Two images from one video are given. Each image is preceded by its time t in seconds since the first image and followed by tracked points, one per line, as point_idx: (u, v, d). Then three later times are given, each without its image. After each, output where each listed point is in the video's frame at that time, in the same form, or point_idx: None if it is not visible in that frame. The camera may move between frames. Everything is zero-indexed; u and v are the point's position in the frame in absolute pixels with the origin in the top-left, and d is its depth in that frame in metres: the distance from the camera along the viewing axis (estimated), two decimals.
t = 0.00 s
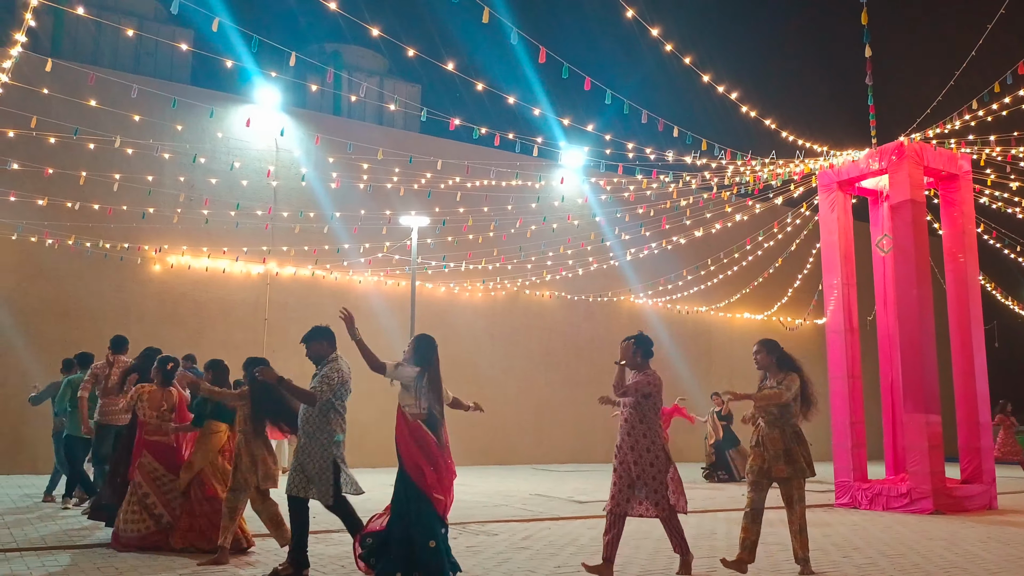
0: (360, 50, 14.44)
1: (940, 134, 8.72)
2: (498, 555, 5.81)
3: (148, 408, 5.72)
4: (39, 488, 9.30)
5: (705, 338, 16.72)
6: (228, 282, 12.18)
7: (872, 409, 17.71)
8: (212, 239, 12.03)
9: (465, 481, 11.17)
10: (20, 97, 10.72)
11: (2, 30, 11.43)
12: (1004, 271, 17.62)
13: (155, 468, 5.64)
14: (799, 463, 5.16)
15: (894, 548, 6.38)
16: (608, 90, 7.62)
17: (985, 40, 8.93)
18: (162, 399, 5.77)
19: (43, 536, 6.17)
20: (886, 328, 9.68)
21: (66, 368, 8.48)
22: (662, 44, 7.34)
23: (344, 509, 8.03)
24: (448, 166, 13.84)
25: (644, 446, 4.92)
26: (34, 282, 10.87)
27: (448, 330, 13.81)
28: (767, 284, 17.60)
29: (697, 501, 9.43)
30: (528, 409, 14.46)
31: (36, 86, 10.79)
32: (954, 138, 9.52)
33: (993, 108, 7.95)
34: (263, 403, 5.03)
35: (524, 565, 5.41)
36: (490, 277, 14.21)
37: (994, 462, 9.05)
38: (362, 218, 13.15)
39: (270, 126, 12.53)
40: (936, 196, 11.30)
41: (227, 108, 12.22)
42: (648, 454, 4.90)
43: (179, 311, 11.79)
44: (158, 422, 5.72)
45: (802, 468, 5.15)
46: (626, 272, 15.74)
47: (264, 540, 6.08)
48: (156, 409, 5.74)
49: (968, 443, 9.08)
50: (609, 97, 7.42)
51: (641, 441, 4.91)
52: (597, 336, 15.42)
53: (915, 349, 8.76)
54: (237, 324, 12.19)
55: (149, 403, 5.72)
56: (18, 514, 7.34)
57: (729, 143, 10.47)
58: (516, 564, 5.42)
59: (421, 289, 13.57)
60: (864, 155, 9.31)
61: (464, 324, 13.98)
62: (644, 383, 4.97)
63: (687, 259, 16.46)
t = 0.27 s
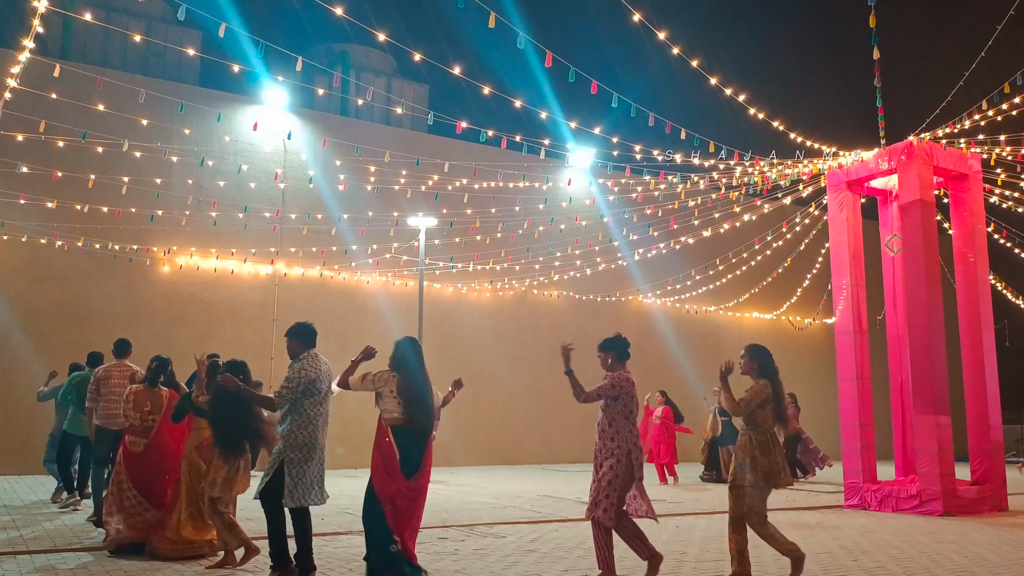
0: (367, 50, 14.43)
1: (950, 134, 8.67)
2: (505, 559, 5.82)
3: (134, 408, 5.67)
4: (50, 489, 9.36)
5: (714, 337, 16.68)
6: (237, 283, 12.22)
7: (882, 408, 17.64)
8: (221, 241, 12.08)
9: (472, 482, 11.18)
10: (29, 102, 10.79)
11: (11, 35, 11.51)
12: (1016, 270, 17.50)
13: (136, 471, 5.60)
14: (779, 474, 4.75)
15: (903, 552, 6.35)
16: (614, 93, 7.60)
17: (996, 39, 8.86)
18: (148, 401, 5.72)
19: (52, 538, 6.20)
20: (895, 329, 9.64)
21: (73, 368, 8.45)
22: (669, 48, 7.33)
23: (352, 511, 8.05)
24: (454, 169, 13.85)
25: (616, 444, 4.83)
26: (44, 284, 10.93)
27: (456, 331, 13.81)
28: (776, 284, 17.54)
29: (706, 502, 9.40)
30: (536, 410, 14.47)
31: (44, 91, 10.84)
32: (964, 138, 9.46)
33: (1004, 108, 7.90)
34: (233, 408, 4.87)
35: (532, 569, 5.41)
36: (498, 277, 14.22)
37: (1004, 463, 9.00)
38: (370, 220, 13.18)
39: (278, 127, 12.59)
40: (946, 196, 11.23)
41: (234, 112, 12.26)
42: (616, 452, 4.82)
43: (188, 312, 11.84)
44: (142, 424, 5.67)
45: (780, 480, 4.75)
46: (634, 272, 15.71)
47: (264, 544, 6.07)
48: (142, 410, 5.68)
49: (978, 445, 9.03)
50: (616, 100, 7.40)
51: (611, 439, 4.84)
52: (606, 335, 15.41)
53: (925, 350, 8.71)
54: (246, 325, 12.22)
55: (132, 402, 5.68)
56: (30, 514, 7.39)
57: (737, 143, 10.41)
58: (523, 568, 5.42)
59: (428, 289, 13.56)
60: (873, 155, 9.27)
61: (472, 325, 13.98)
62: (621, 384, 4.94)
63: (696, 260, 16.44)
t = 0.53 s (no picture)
0: (372, 48, 14.41)
1: (956, 131, 8.63)
2: (510, 560, 5.82)
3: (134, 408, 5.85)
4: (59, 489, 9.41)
5: (720, 335, 16.66)
6: (243, 283, 12.26)
7: (889, 405, 17.59)
8: (227, 242, 12.11)
9: (479, 482, 11.19)
10: (34, 106, 10.83)
11: (17, 39, 11.55)
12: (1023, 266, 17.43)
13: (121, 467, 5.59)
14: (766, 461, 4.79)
15: (910, 551, 6.33)
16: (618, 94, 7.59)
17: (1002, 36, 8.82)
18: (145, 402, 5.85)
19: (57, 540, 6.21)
20: (902, 327, 9.60)
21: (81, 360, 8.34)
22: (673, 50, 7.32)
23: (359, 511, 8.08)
24: (459, 170, 13.86)
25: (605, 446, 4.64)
26: (51, 285, 10.98)
27: (461, 330, 13.81)
28: (782, 281, 17.49)
29: (713, 502, 9.39)
30: (542, 409, 14.48)
31: (49, 95, 10.88)
32: (970, 135, 9.41)
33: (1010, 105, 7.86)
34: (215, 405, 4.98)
35: (538, 571, 5.41)
36: (504, 276, 14.22)
37: (1012, 461, 8.96)
38: (375, 220, 13.19)
39: (284, 126, 12.64)
40: (952, 193, 11.18)
41: (238, 115, 12.29)
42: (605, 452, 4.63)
43: (195, 313, 11.88)
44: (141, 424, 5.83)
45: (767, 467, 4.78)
46: (639, 270, 15.70)
47: (262, 545, 6.01)
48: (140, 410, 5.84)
49: (985, 442, 8.99)
50: (619, 101, 7.39)
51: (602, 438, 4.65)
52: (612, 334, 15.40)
53: (932, 348, 8.68)
54: (252, 325, 12.25)
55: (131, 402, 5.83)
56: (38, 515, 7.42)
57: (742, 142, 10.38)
58: (528, 569, 5.43)
59: (434, 289, 13.57)
60: (879, 153, 9.23)
61: (477, 324, 13.99)
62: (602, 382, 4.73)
63: (701, 258, 16.41)
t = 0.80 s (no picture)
0: (378, 48, 14.43)
1: (964, 128, 8.58)
2: (518, 561, 5.82)
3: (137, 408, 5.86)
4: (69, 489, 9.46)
5: (728, 333, 16.63)
6: (251, 283, 12.29)
7: (898, 402, 17.53)
8: (234, 242, 12.16)
9: (486, 481, 11.21)
10: (42, 110, 10.88)
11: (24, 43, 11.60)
12: None
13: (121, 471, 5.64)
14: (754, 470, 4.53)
15: (919, 552, 6.31)
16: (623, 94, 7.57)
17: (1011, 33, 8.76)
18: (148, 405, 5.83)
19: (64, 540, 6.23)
20: (911, 325, 9.56)
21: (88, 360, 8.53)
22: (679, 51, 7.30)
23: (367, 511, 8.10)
24: (465, 171, 13.87)
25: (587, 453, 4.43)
26: (59, 286, 11.04)
27: (468, 329, 13.82)
28: (790, 279, 17.44)
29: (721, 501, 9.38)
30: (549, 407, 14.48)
31: (55, 99, 10.94)
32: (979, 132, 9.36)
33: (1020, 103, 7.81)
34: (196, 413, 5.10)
35: (545, 572, 5.42)
36: (511, 275, 14.23)
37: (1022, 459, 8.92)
38: (382, 221, 13.22)
39: (292, 126, 12.67)
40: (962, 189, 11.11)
41: (245, 117, 12.32)
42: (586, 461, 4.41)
43: (203, 313, 11.92)
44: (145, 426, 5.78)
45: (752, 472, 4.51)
46: (646, 269, 15.68)
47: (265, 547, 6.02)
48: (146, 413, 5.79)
49: (995, 441, 8.95)
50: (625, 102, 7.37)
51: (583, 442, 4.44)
52: (619, 332, 15.39)
53: (941, 347, 8.64)
54: (260, 325, 12.30)
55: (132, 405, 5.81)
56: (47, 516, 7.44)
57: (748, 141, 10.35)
58: (535, 571, 5.42)
59: (440, 288, 13.58)
60: (886, 151, 9.19)
61: (485, 323, 14.00)
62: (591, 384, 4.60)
63: (709, 256, 16.38)
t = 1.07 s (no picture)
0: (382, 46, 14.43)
1: (970, 126, 8.55)
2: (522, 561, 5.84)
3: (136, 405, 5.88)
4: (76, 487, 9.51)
5: (733, 330, 16.61)
6: (256, 281, 12.32)
7: (904, 399, 17.49)
8: (240, 241, 12.19)
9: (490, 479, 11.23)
10: (47, 111, 10.92)
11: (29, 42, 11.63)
12: None
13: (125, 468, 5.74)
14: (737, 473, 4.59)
15: (923, 552, 6.31)
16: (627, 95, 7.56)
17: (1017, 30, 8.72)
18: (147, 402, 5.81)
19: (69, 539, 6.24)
20: (916, 323, 9.54)
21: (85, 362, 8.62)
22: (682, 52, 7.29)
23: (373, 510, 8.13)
24: (469, 170, 13.87)
25: (543, 455, 4.52)
26: (65, 285, 11.08)
27: (473, 328, 13.83)
28: (795, 276, 17.40)
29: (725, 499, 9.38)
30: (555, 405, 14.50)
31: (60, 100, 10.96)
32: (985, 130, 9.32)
33: None
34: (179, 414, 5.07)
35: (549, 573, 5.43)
36: (515, 273, 14.23)
37: None
38: (386, 219, 13.23)
39: (296, 124, 12.69)
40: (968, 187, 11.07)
41: (249, 118, 12.34)
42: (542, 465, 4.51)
43: (208, 312, 11.96)
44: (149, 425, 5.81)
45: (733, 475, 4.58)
46: (651, 267, 15.66)
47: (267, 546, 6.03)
48: (148, 413, 5.80)
49: (1000, 440, 8.93)
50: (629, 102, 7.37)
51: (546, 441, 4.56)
52: (624, 329, 15.39)
53: (947, 345, 8.61)
54: (265, 323, 12.33)
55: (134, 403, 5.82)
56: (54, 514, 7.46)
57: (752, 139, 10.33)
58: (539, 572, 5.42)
59: (445, 286, 13.59)
60: (892, 148, 9.15)
61: (490, 321, 14.02)
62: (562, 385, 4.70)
63: (714, 254, 16.36)
